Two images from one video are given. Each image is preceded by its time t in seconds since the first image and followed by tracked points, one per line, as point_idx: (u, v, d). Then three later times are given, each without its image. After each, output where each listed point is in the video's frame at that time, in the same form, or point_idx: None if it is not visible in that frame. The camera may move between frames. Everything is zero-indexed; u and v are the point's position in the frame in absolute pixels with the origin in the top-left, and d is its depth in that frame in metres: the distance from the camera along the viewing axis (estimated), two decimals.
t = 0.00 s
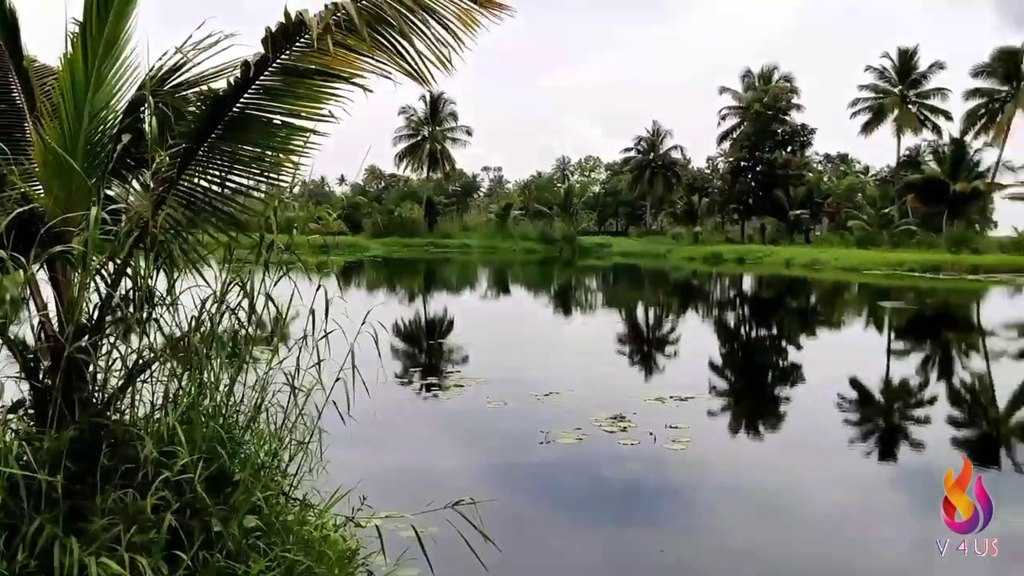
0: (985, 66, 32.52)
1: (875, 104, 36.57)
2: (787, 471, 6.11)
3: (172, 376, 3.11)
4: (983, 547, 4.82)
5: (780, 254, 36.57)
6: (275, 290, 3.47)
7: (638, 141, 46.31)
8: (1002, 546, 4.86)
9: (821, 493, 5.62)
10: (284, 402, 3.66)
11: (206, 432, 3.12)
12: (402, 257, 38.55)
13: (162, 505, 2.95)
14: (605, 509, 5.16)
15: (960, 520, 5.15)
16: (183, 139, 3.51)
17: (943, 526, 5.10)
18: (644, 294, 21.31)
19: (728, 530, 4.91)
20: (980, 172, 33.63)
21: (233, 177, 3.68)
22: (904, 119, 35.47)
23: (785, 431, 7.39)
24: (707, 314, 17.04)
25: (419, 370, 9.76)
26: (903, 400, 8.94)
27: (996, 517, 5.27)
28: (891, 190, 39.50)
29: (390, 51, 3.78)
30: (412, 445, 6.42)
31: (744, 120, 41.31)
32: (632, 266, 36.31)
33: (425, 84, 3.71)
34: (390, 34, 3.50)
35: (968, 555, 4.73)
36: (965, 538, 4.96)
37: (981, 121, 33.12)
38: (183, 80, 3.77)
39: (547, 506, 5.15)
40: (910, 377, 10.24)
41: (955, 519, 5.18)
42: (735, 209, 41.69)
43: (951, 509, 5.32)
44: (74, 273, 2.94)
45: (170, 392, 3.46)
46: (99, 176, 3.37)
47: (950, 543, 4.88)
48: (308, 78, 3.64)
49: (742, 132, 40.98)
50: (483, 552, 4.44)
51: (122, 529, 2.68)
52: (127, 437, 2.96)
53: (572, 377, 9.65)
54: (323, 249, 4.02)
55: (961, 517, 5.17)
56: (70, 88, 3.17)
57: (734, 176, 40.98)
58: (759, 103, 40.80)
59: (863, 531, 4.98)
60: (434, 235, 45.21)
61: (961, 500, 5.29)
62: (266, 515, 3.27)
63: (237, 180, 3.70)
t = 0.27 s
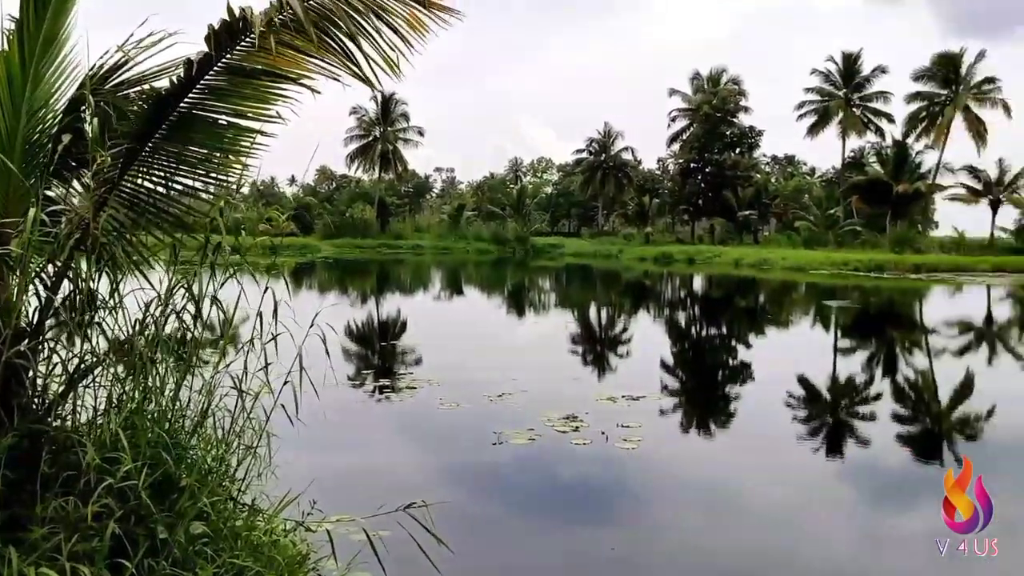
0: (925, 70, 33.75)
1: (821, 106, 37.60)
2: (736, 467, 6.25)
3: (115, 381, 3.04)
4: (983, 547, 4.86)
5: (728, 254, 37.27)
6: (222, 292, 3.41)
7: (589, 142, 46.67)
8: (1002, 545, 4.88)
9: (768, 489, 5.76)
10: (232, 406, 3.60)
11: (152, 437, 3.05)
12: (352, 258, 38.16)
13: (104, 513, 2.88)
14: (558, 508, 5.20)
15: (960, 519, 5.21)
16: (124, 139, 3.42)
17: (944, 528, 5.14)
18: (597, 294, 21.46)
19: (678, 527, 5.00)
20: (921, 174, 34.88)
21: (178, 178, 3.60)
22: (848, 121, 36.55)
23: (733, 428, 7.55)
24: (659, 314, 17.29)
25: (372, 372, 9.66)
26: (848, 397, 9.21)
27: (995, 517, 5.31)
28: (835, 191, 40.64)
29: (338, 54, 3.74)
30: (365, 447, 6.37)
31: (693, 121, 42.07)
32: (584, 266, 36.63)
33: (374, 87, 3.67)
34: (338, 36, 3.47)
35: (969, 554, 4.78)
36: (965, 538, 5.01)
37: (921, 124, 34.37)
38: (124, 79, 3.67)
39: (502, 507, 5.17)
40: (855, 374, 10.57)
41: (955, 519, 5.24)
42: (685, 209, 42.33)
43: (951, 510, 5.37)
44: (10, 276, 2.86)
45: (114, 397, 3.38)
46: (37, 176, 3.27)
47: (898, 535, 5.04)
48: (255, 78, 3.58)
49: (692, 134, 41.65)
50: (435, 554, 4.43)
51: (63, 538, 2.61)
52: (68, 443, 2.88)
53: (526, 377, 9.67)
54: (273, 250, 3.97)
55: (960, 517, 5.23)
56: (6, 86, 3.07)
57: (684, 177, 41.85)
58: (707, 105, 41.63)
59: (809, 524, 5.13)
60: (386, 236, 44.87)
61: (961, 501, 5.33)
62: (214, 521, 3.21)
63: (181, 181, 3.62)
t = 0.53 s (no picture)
0: (874, 72, 34.78)
1: (773, 106, 38.45)
2: (691, 463, 6.35)
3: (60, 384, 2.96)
4: (983, 547, 4.92)
5: (683, 253, 37.78)
6: (172, 293, 3.34)
7: (545, 141, 46.86)
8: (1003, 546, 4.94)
9: (722, 484, 5.87)
10: (183, 409, 3.53)
11: (99, 441, 2.98)
12: (306, 257, 37.65)
13: (49, 520, 2.80)
14: (517, 507, 5.22)
15: (959, 520, 5.28)
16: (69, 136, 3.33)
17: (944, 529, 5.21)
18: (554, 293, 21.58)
19: (636, 523, 5.05)
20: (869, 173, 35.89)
21: (127, 178, 3.51)
22: (800, 121, 37.46)
23: (687, 425, 7.67)
24: (616, 312, 17.47)
25: (328, 373, 9.57)
26: (800, 393, 9.43)
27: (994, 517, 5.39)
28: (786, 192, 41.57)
29: (287, 50, 3.69)
30: (321, 448, 6.30)
31: (648, 121, 42.60)
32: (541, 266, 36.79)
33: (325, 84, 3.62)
34: (289, 31, 3.41)
35: (968, 554, 4.83)
36: (966, 538, 5.06)
37: (870, 124, 35.42)
38: (68, 77, 3.57)
39: (460, 507, 5.17)
40: (806, 371, 10.83)
41: (954, 520, 5.30)
42: (640, 208, 42.77)
43: (952, 511, 5.45)
44: None
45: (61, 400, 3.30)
46: None
47: (850, 526, 5.18)
48: (203, 75, 3.51)
49: (647, 134, 42.19)
50: (392, 555, 4.43)
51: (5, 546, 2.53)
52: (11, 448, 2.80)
53: (483, 377, 9.67)
54: (225, 250, 3.89)
55: (960, 518, 5.30)
56: None
57: (639, 176, 42.27)
58: (661, 105, 42.21)
59: (762, 518, 5.24)
60: (341, 236, 44.39)
61: (962, 502, 5.40)
62: (165, 527, 3.15)
63: (129, 181, 3.53)
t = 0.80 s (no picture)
0: (825, 72, 35.23)
1: (726, 106, 38.84)
2: (648, 460, 6.40)
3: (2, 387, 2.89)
4: (982, 546, 4.92)
5: (636, 251, 37.86)
6: (118, 293, 3.28)
7: (502, 140, 46.73)
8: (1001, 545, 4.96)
9: (680, 479, 5.92)
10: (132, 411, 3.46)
11: (44, 445, 2.91)
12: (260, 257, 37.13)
13: None
14: (476, 505, 5.23)
15: (959, 521, 5.29)
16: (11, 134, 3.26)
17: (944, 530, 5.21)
18: (509, 292, 21.61)
19: (595, 520, 5.08)
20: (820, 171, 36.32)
21: (72, 177, 3.43)
22: (751, 121, 37.84)
23: (644, 421, 7.71)
24: (573, 310, 17.54)
25: (283, 373, 9.49)
26: (755, 388, 9.56)
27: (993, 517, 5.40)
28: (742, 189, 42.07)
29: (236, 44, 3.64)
30: (276, 450, 6.25)
31: (603, 120, 42.48)
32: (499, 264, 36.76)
33: (276, 75, 3.61)
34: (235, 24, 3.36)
35: (968, 554, 4.82)
36: (966, 538, 5.06)
37: (821, 123, 35.96)
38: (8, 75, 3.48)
39: (419, 506, 5.16)
40: (762, 366, 10.97)
41: (955, 521, 5.31)
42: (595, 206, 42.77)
43: (953, 514, 5.45)
44: None
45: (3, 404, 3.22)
46: None
47: (805, 519, 5.26)
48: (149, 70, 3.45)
49: (603, 133, 42.35)
50: (346, 557, 4.40)
51: None
52: None
53: (439, 376, 9.65)
54: (173, 249, 3.82)
55: (960, 519, 5.30)
56: None
57: (595, 174, 42.30)
58: (617, 104, 42.18)
59: (721, 513, 5.30)
60: (296, 235, 44.05)
61: (962, 505, 5.40)
62: (114, 532, 3.09)
63: (75, 180, 3.45)
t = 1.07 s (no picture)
0: (770, 71, 35.67)
1: (674, 104, 39.27)
2: (600, 456, 6.43)
3: None
4: (981, 547, 4.84)
5: (587, 248, 38.05)
6: (55, 292, 3.20)
7: (452, 137, 46.58)
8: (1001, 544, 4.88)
9: (632, 475, 5.97)
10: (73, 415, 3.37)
11: None
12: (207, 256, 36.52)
13: None
14: (429, 504, 5.21)
15: (960, 520, 5.19)
16: None
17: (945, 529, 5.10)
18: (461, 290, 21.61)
19: (547, 517, 5.10)
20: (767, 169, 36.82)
21: (8, 174, 3.33)
22: (698, 120, 38.31)
23: (596, 418, 7.75)
24: (525, 308, 17.58)
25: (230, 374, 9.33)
26: (706, 383, 9.67)
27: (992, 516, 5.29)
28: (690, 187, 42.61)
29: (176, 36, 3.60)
30: (225, 453, 6.16)
31: (554, 117, 42.54)
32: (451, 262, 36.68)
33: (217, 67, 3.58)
34: (174, 16, 3.33)
35: (968, 554, 4.74)
36: (965, 538, 4.98)
37: (767, 122, 36.54)
38: None
39: (371, 506, 5.13)
40: (711, 361, 11.11)
41: (955, 519, 5.21)
42: (547, 203, 42.97)
43: (953, 511, 5.34)
44: None
45: None
46: None
47: (755, 512, 5.33)
48: (87, 63, 3.41)
49: (553, 131, 42.52)
50: (293, 558, 4.37)
51: None
52: None
53: (389, 375, 9.59)
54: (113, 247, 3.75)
55: (960, 517, 5.20)
56: None
57: (545, 171, 42.78)
58: (567, 101, 42.30)
59: (673, 507, 5.34)
60: (242, 234, 43.55)
61: (962, 503, 5.28)
62: (54, 537, 3.01)
63: (11, 177, 3.35)
